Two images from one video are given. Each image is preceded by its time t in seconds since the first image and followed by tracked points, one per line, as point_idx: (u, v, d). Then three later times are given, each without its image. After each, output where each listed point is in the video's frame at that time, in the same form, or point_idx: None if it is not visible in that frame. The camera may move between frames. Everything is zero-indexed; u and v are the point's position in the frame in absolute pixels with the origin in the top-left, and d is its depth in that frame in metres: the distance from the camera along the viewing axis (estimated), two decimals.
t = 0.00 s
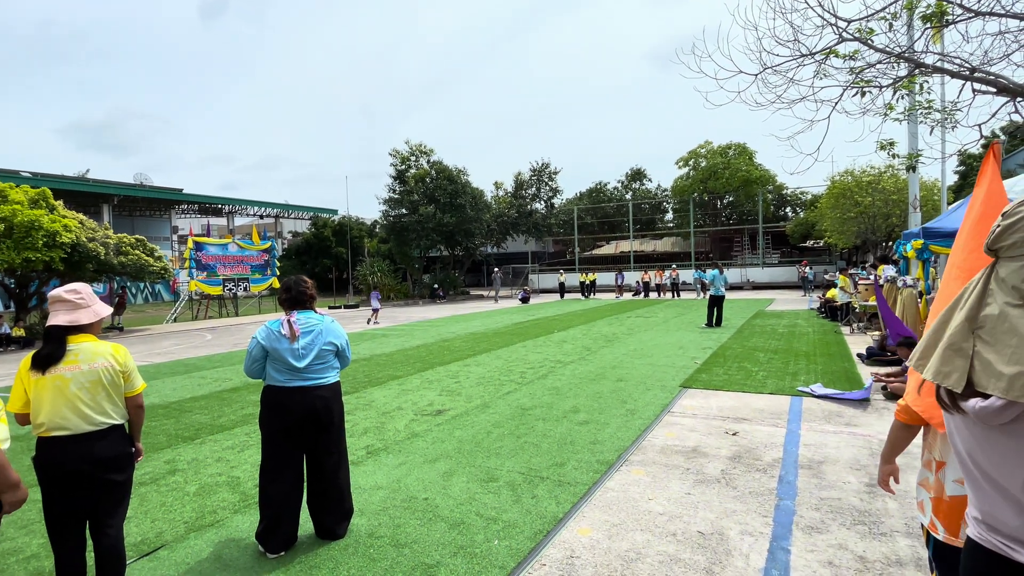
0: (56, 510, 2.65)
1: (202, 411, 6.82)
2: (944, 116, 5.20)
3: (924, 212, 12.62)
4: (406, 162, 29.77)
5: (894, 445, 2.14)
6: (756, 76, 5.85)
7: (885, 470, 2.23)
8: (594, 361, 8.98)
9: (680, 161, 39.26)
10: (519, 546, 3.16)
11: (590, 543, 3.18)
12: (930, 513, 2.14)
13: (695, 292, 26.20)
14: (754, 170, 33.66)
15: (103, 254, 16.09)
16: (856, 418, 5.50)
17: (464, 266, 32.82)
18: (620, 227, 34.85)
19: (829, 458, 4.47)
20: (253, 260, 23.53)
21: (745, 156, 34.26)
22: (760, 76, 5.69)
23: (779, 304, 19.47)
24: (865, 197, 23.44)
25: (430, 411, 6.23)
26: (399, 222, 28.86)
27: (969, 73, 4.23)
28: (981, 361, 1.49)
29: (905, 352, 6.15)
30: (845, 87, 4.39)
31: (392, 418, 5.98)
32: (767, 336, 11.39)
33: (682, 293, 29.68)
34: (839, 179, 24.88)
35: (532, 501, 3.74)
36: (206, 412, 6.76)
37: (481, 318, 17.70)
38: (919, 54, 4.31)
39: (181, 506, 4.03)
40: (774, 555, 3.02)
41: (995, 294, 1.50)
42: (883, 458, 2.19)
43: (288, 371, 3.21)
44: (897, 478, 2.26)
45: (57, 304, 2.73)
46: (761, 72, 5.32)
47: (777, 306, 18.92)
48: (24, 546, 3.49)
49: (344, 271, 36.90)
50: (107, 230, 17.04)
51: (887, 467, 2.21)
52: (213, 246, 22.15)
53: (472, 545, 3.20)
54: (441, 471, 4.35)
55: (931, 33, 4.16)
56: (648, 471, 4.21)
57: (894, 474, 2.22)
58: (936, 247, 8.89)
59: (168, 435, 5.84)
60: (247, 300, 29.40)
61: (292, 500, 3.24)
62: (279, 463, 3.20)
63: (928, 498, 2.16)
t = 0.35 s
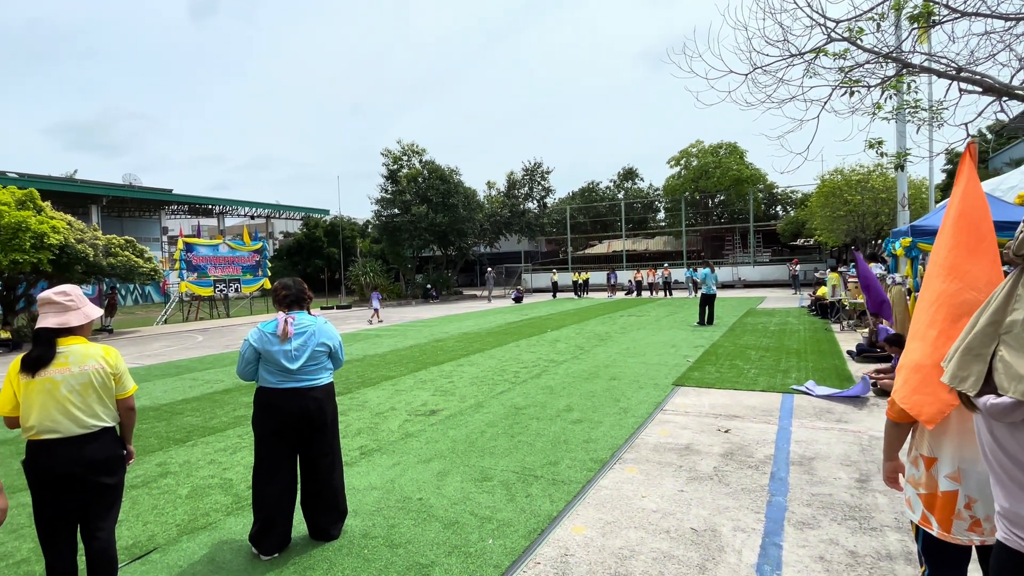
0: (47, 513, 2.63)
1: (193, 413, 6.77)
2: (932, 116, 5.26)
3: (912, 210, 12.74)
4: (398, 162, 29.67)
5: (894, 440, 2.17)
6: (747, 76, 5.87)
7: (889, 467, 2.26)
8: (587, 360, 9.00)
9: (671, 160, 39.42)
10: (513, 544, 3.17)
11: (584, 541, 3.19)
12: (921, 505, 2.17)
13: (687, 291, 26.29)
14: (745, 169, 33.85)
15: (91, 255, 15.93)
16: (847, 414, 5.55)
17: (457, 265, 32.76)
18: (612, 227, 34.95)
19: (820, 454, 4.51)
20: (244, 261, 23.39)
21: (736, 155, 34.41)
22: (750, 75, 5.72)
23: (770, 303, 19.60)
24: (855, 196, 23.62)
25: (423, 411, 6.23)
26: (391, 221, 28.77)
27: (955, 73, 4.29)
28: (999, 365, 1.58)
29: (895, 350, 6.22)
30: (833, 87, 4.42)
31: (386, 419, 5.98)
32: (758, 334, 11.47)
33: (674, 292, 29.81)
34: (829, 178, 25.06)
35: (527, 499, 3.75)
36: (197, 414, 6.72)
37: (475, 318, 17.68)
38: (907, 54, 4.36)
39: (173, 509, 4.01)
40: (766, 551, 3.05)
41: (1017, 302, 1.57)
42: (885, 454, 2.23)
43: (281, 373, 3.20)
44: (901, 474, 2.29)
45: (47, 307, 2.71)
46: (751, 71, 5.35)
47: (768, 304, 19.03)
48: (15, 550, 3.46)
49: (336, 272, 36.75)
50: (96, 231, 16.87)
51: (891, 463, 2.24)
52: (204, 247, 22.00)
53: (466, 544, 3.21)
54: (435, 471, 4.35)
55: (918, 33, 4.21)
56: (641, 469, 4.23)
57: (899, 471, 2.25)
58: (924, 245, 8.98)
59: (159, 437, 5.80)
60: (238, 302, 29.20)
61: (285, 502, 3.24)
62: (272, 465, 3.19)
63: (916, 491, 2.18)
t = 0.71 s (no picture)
0: (35, 519, 2.59)
1: (183, 418, 6.71)
2: (916, 117, 5.35)
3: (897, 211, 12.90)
4: (388, 164, 29.59)
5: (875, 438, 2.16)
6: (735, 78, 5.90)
7: (869, 466, 2.24)
8: (579, 362, 9.03)
9: (660, 162, 39.65)
10: (507, 545, 3.18)
11: (577, 541, 3.20)
12: (908, 502, 2.19)
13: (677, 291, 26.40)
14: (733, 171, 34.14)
15: (77, 260, 15.75)
16: (836, 413, 5.60)
17: (448, 268, 32.71)
18: (602, 228, 35.10)
19: (811, 453, 4.55)
20: (233, 264, 23.21)
21: (725, 157, 34.73)
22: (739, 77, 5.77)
23: (759, 303, 19.75)
24: (841, 197, 23.88)
25: (416, 414, 6.21)
26: (381, 224, 28.71)
27: (939, 76, 4.36)
28: None
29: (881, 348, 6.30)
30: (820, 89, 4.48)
31: (378, 422, 5.96)
32: (748, 335, 11.55)
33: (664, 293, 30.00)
34: (816, 179, 25.31)
35: (520, 501, 3.75)
36: (187, 420, 6.65)
37: (466, 320, 17.66)
38: (891, 57, 4.43)
39: (163, 516, 3.97)
40: (758, 549, 3.07)
41: None
42: (866, 453, 2.21)
43: (272, 377, 3.18)
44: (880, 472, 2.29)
45: (32, 312, 2.67)
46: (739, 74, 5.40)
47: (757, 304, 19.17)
48: (1, 559, 3.41)
49: (326, 275, 36.58)
50: (81, 234, 16.67)
51: (870, 463, 2.22)
52: (192, 250, 21.79)
53: (460, 546, 3.21)
54: (428, 474, 4.34)
55: (903, 36, 4.27)
56: (634, 469, 4.25)
57: (878, 471, 2.23)
58: (909, 245, 9.10)
59: (148, 443, 5.74)
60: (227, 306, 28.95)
61: (278, 507, 3.22)
62: (263, 469, 3.17)
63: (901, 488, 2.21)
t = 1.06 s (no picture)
0: (20, 529, 2.54)
1: (170, 425, 6.62)
2: (903, 122, 5.39)
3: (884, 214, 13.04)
4: (379, 168, 29.53)
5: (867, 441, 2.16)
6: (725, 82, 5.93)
7: (865, 467, 2.28)
8: (571, 365, 9.02)
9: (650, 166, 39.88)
10: (501, 551, 3.16)
11: (572, 547, 3.19)
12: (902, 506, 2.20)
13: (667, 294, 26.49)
14: (722, 175, 34.39)
15: (62, 264, 15.54)
16: (827, 415, 5.63)
17: (439, 272, 32.65)
18: (593, 232, 35.18)
19: (802, 455, 4.56)
20: (221, 269, 23.00)
21: (713, 161, 35.00)
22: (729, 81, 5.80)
23: (748, 306, 19.87)
24: (829, 200, 24.12)
25: (407, 419, 6.17)
26: (372, 228, 28.60)
27: (926, 80, 4.40)
28: None
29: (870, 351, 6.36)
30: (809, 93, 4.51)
31: (369, 428, 5.91)
32: (738, 337, 11.62)
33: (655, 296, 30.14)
34: (804, 183, 25.56)
35: (514, 506, 3.73)
36: (175, 426, 6.56)
37: (457, 324, 17.61)
38: (880, 61, 4.47)
39: (150, 525, 3.90)
40: (752, 553, 3.06)
41: None
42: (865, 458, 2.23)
43: (262, 382, 3.14)
44: (876, 474, 2.29)
45: (18, 318, 2.63)
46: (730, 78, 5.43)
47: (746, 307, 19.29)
48: None
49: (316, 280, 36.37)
50: (67, 239, 16.44)
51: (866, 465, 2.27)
52: (180, 255, 21.56)
53: (453, 553, 3.18)
54: (421, 480, 4.30)
55: (890, 41, 4.31)
56: (627, 473, 4.24)
57: (875, 472, 2.27)
58: (896, 248, 9.19)
59: (135, 451, 5.65)
60: (215, 311, 28.66)
61: (268, 514, 3.17)
62: (254, 476, 3.13)
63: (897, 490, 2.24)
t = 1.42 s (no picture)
0: (10, 537, 2.47)
1: (165, 430, 6.54)
2: (905, 126, 5.39)
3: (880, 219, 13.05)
4: (375, 171, 29.49)
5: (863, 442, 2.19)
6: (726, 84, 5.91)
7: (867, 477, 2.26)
8: (569, 369, 8.98)
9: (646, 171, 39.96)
10: (501, 559, 3.11)
11: (573, 555, 3.14)
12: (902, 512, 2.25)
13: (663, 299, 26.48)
14: (718, 180, 34.49)
15: (57, 267, 15.43)
16: (827, 420, 5.60)
17: (436, 275, 32.57)
18: (590, 236, 35.19)
19: (804, 461, 4.53)
20: (217, 272, 22.88)
21: (710, 165, 35.09)
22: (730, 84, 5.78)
23: (745, 310, 19.87)
24: (825, 205, 24.19)
25: (405, 424, 6.11)
26: (369, 231, 28.54)
27: (928, 85, 4.40)
28: None
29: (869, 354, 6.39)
30: (810, 96, 4.50)
31: (366, 433, 5.85)
32: (736, 342, 11.59)
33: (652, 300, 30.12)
34: (800, 187, 25.63)
35: (514, 513, 3.68)
36: (169, 431, 6.49)
37: (454, 328, 17.53)
38: (881, 65, 4.47)
39: (144, 532, 3.83)
40: (756, 560, 3.03)
41: None
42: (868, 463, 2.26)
43: (259, 387, 3.08)
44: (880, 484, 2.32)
45: (13, 318, 2.56)
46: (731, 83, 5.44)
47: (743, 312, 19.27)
48: None
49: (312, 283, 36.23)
50: (61, 241, 16.32)
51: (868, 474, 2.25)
52: (176, 258, 21.43)
53: (453, 561, 3.13)
54: (419, 486, 4.25)
55: (891, 45, 4.31)
56: (628, 479, 4.20)
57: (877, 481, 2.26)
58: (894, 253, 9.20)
59: (129, 456, 5.58)
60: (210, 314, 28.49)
61: (265, 522, 3.12)
62: (251, 483, 3.08)
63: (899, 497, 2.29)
